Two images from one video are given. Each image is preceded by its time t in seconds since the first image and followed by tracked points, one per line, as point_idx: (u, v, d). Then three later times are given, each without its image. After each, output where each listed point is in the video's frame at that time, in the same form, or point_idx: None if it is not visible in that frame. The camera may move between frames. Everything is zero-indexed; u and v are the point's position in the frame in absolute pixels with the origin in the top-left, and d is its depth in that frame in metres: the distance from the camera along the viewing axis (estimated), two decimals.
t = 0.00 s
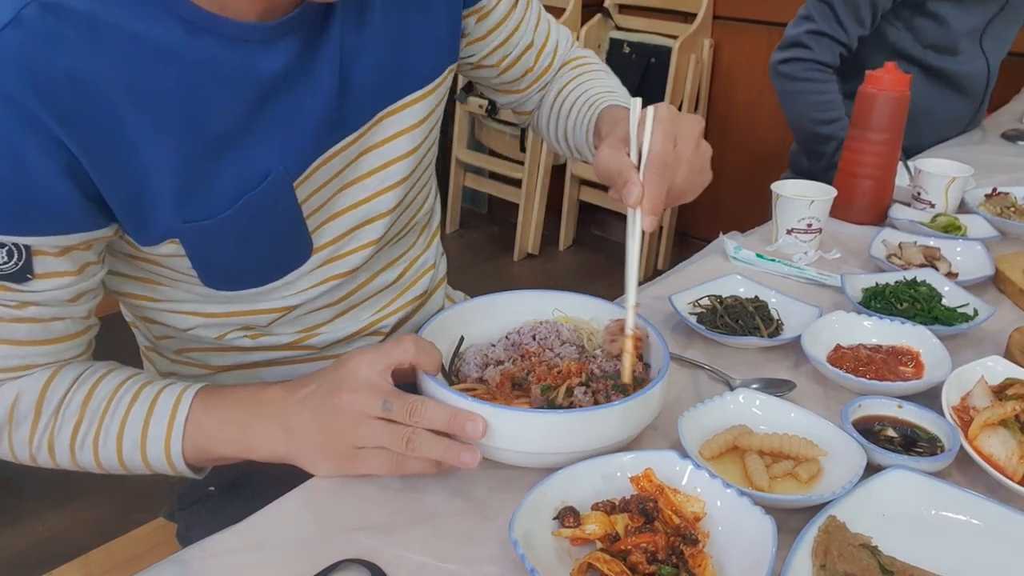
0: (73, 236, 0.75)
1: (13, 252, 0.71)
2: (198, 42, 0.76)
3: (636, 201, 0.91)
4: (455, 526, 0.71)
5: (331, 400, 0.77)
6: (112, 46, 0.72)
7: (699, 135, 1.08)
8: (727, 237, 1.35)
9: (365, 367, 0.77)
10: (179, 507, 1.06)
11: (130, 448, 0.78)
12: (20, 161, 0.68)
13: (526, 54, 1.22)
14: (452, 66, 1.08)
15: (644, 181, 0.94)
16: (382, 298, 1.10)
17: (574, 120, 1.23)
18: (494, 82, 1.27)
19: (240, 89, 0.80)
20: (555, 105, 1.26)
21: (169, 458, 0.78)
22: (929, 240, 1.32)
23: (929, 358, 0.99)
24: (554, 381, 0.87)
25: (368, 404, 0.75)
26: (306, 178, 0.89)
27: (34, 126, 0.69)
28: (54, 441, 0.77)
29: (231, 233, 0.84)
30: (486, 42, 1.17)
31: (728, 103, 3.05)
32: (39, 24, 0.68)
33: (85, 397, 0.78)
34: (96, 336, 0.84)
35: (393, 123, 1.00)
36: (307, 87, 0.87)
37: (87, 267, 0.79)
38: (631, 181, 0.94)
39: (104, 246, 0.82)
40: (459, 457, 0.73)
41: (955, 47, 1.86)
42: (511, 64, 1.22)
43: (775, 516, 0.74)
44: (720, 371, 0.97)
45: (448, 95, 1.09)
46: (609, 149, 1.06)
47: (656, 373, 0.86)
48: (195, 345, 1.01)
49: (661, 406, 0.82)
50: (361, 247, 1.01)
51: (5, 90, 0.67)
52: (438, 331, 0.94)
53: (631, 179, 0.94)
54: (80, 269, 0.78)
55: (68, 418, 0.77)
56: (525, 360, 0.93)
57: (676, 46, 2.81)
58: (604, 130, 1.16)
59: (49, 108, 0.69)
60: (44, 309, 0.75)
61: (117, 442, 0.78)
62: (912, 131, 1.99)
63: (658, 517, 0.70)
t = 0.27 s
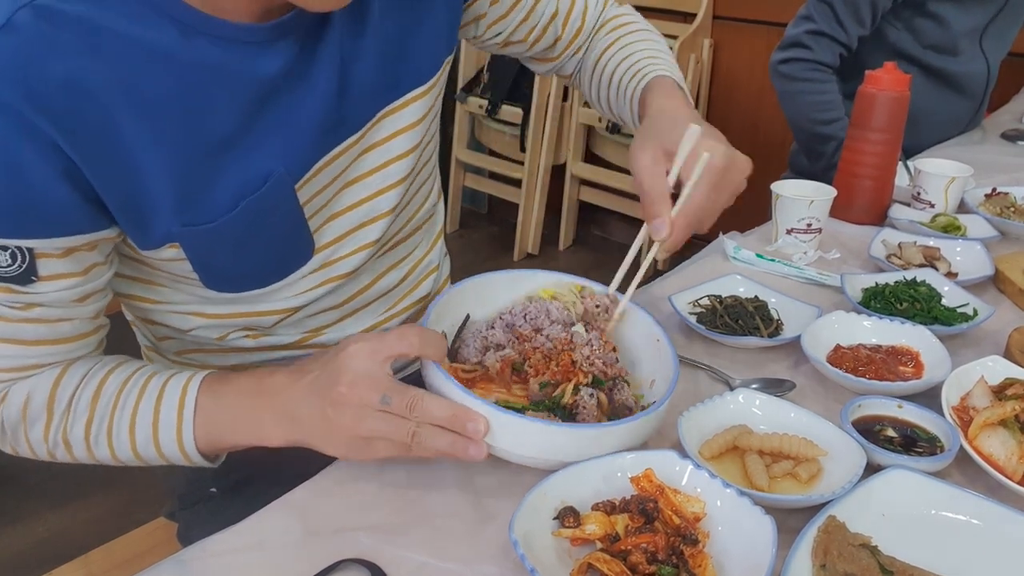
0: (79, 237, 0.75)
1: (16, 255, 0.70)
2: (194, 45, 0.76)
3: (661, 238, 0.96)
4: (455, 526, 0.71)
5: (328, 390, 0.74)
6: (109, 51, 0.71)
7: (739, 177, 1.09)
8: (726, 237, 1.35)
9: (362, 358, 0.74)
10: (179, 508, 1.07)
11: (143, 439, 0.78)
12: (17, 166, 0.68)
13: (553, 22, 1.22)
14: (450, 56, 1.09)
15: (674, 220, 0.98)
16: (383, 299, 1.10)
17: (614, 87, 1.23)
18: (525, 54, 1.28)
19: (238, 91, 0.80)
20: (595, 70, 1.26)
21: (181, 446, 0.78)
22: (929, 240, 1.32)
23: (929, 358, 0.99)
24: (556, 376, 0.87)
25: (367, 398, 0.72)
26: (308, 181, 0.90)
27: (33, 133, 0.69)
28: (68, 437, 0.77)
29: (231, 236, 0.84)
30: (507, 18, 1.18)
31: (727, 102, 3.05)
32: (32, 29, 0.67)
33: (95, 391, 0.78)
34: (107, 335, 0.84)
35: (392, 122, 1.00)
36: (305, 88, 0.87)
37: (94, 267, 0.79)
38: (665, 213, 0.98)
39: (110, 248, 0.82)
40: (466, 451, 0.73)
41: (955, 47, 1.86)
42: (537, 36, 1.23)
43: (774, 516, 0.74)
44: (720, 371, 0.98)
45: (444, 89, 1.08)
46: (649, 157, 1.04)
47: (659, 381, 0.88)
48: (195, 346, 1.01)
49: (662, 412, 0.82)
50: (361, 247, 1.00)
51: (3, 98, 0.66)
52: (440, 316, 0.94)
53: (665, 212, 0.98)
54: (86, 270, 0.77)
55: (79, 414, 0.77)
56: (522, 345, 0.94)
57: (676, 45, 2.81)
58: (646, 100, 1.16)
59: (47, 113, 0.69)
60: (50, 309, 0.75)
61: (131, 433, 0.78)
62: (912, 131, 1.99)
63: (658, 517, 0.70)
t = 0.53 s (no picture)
0: (82, 230, 0.75)
1: (19, 250, 0.70)
2: (191, 45, 0.76)
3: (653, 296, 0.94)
4: (455, 526, 0.71)
5: (331, 382, 0.72)
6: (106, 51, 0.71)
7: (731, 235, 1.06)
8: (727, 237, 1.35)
9: (365, 351, 0.73)
10: (180, 508, 1.08)
11: (147, 429, 0.77)
12: (19, 165, 0.68)
13: (568, 17, 1.19)
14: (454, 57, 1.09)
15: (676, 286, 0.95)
16: (384, 301, 1.10)
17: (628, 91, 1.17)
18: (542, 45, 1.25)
19: (236, 91, 0.80)
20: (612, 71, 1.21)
21: (186, 434, 0.77)
22: (929, 240, 1.32)
23: (929, 358, 0.99)
24: (560, 375, 0.87)
25: (372, 393, 0.72)
26: (310, 184, 0.89)
27: (31, 132, 0.69)
28: (73, 432, 0.76)
29: (230, 238, 0.84)
30: (520, 15, 1.17)
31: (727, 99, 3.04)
32: (29, 23, 0.68)
33: (96, 384, 0.77)
34: (111, 328, 0.84)
35: (394, 124, 1.00)
36: (306, 91, 0.86)
37: (96, 262, 0.78)
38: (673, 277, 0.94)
39: (115, 243, 0.82)
40: (470, 449, 0.73)
41: (954, 47, 1.86)
42: (552, 30, 1.20)
43: (775, 516, 0.74)
44: (720, 371, 0.97)
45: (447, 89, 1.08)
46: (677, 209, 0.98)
47: (657, 381, 0.89)
48: (195, 346, 1.01)
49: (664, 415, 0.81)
50: (361, 250, 1.00)
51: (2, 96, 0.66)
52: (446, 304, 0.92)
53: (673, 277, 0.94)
54: (90, 264, 0.78)
55: (82, 408, 0.76)
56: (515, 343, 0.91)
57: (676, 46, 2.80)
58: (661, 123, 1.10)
59: (46, 113, 0.69)
60: (53, 304, 0.75)
61: (135, 424, 0.77)
62: (912, 131, 1.99)
63: (659, 519, 0.70)
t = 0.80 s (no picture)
0: (78, 237, 0.75)
1: (17, 256, 0.71)
2: (189, 50, 0.76)
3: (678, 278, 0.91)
4: (455, 525, 0.71)
5: (330, 387, 0.73)
6: (104, 56, 0.71)
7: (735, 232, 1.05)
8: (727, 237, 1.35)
9: (362, 352, 0.73)
10: (180, 508, 1.08)
11: (145, 439, 0.77)
12: (16, 172, 0.69)
13: (565, 27, 1.20)
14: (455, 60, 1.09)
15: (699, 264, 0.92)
16: (385, 303, 1.09)
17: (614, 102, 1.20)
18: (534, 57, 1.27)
19: (235, 95, 0.80)
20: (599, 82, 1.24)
21: (183, 444, 0.78)
22: (929, 241, 1.32)
23: (929, 358, 0.99)
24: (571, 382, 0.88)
25: (369, 393, 0.72)
26: (309, 187, 0.89)
27: (29, 136, 0.69)
28: (71, 438, 0.77)
29: (230, 241, 0.84)
30: (518, 22, 1.17)
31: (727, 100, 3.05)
32: (28, 29, 0.67)
33: (96, 392, 0.78)
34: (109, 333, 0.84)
35: (395, 126, 1.00)
36: (305, 94, 0.86)
37: (96, 267, 0.79)
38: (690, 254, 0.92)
39: (112, 250, 0.82)
40: (469, 443, 0.73)
41: (954, 47, 1.86)
42: (547, 40, 1.21)
43: (775, 517, 0.74)
44: (720, 371, 0.98)
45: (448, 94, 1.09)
46: (676, 196, 0.98)
47: (654, 380, 0.88)
48: (194, 347, 1.01)
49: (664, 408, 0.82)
50: (361, 253, 1.00)
51: None
52: (444, 309, 0.94)
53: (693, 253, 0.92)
54: (88, 270, 0.78)
55: (81, 414, 0.77)
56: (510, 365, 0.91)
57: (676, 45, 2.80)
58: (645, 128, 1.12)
59: (44, 118, 0.69)
60: (52, 309, 0.75)
61: (133, 433, 0.78)
62: (912, 131, 1.99)
63: (659, 519, 0.70)
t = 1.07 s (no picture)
0: (75, 244, 0.75)
1: (14, 261, 0.71)
2: (190, 54, 0.76)
3: (626, 240, 0.96)
4: (455, 525, 0.71)
5: (322, 400, 0.75)
6: (104, 60, 0.71)
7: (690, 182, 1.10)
8: (727, 237, 1.36)
9: (357, 367, 0.76)
10: (179, 508, 1.07)
11: (138, 448, 0.78)
12: (14, 177, 0.69)
13: (531, 51, 1.22)
14: (456, 70, 1.09)
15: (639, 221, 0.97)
16: (385, 305, 1.09)
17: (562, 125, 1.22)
18: (495, 72, 1.27)
19: (234, 99, 0.80)
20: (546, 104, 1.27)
21: (175, 454, 0.79)
22: (929, 240, 1.32)
23: (929, 358, 0.99)
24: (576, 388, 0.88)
25: (360, 405, 0.74)
26: (308, 189, 0.89)
27: (27, 141, 0.69)
28: (63, 441, 0.78)
29: (228, 245, 0.84)
30: (493, 40, 1.17)
31: (727, 101, 3.05)
32: (27, 37, 0.68)
33: (91, 400, 0.79)
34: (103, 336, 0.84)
35: (395, 129, 1.00)
36: (305, 98, 0.86)
37: (91, 272, 0.79)
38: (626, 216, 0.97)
39: (106, 254, 0.82)
40: (458, 454, 0.74)
41: (953, 47, 1.86)
42: (514, 60, 1.22)
43: (775, 516, 0.74)
44: (720, 371, 0.98)
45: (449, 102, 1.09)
46: (600, 173, 1.04)
47: (655, 380, 0.88)
48: (192, 348, 1.01)
49: (663, 407, 0.81)
50: (361, 254, 1.00)
51: None
52: (443, 332, 0.95)
53: (626, 214, 0.97)
54: (83, 274, 0.78)
55: (76, 419, 0.78)
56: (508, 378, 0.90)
57: (676, 45, 2.80)
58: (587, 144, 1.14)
59: (42, 122, 0.69)
60: (48, 313, 0.76)
61: (125, 443, 0.78)
62: (912, 131, 1.99)
63: (659, 520, 0.70)
